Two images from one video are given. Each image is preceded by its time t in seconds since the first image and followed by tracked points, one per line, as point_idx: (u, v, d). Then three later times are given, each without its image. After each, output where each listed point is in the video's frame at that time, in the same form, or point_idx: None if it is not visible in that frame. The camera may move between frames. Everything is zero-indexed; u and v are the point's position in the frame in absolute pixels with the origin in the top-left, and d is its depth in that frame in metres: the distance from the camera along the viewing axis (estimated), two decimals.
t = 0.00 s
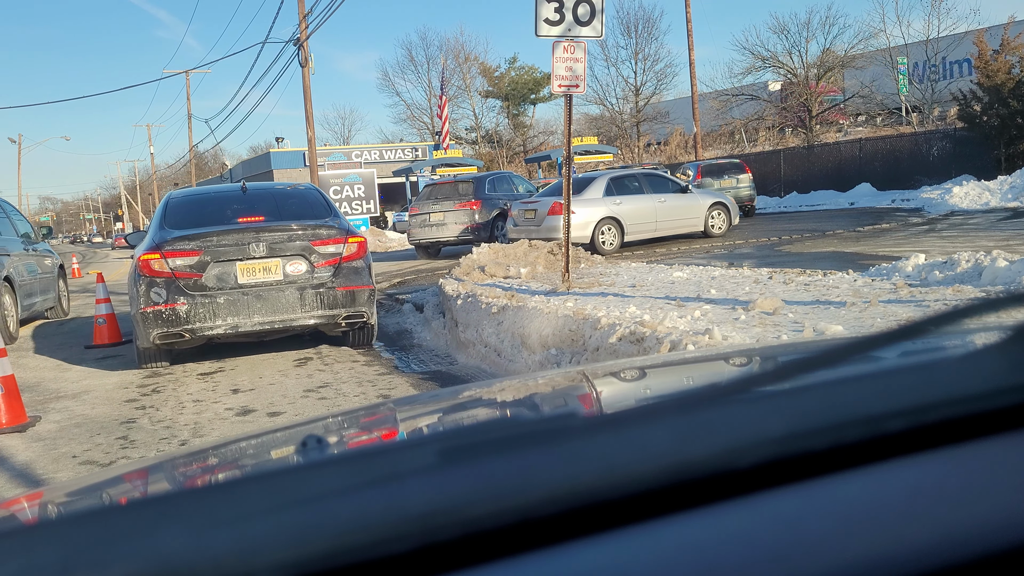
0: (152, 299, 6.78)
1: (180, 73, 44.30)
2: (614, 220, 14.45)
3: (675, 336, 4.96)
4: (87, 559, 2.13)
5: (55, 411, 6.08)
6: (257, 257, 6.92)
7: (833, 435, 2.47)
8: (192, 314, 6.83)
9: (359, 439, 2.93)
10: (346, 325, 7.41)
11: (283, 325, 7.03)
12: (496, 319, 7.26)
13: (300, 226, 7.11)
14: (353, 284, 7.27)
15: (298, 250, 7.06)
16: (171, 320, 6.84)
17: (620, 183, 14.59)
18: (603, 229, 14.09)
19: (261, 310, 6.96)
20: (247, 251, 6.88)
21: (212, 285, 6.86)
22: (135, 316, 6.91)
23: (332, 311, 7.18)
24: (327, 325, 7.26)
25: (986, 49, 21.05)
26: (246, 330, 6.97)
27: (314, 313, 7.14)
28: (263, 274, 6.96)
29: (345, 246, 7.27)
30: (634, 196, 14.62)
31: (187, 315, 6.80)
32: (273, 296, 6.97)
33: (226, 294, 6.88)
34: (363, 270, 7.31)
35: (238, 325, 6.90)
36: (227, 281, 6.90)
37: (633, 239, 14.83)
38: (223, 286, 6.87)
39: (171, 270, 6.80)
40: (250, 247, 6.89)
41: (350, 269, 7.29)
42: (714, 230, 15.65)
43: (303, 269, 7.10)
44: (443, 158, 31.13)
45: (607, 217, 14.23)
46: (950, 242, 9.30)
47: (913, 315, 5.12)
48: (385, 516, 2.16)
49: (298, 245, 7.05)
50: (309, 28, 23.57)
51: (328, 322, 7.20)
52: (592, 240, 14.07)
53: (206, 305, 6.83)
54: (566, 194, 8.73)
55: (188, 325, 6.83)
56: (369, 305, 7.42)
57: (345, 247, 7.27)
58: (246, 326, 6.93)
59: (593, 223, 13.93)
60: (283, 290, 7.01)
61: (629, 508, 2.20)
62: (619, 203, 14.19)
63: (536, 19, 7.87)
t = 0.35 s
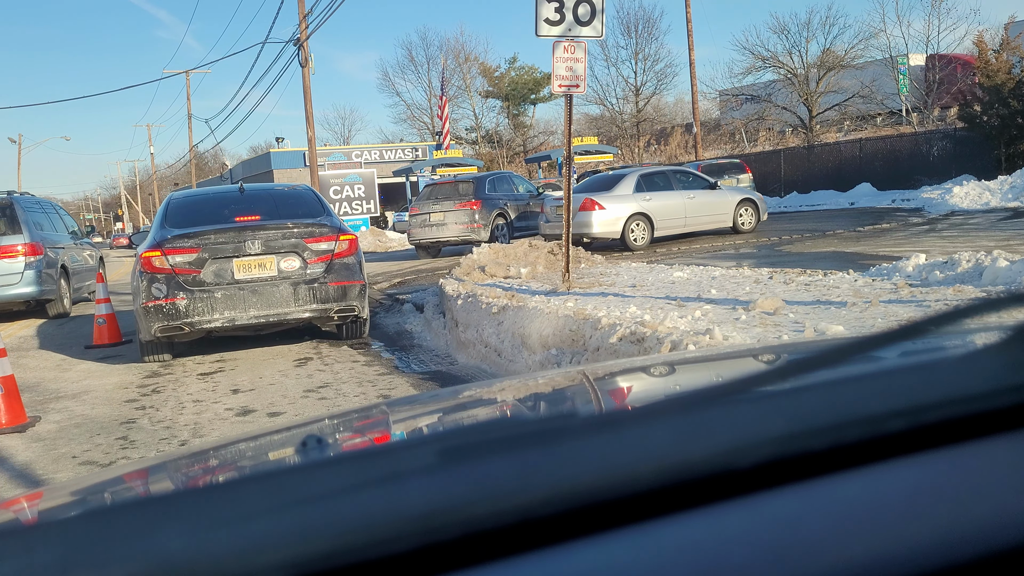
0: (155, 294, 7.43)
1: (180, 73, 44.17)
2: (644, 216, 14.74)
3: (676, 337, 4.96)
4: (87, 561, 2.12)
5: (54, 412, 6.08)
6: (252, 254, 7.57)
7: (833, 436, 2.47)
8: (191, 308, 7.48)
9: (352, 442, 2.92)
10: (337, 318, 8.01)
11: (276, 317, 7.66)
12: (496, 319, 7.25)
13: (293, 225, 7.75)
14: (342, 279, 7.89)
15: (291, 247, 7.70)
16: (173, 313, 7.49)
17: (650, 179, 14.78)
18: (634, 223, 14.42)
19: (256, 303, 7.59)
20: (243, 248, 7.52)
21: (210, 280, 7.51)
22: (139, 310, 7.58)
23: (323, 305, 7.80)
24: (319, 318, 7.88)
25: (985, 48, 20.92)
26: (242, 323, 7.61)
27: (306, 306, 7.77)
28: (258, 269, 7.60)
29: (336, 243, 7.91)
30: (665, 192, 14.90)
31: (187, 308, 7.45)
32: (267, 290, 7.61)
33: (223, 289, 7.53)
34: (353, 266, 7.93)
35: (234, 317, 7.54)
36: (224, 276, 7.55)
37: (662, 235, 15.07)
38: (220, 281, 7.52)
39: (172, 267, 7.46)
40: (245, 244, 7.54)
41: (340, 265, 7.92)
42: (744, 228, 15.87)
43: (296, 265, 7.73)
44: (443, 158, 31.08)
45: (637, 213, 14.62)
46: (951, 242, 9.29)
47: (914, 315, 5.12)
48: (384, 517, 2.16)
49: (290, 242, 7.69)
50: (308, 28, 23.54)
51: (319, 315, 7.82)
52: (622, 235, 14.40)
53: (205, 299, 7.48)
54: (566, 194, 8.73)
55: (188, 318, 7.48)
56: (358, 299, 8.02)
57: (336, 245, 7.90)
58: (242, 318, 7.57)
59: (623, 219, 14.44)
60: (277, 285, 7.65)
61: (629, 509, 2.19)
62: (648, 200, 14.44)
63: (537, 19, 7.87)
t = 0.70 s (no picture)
0: (156, 291, 7.71)
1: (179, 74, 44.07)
2: (674, 213, 14.79)
3: (677, 338, 4.95)
4: (88, 559, 2.11)
5: (54, 413, 6.08)
6: (249, 253, 7.81)
7: (833, 437, 2.46)
8: (191, 305, 7.74)
9: (348, 443, 2.92)
10: (331, 317, 8.24)
11: (273, 314, 7.90)
12: (496, 320, 7.25)
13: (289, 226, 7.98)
14: (336, 278, 8.13)
15: (287, 247, 7.93)
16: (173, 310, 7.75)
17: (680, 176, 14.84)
18: (666, 220, 14.39)
19: (253, 301, 7.84)
20: (240, 248, 7.77)
21: (209, 279, 7.77)
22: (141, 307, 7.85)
23: (318, 302, 8.04)
24: (314, 315, 8.11)
25: (986, 49, 21.09)
26: (239, 320, 7.86)
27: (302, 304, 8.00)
28: (255, 269, 7.84)
29: (330, 243, 8.15)
30: (695, 189, 14.86)
31: (186, 306, 7.71)
32: (263, 289, 7.86)
33: (221, 287, 7.78)
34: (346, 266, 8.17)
35: (232, 314, 7.80)
36: (222, 275, 7.80)
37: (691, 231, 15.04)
38: (219, 279, 7.78)
39: (172, 266, 7.72)
40: (243, 244, 7.78)
41: (335, 264, 8.15)
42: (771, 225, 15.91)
43: (291, 264, 7.97)
44: (442, 158, 31.05)
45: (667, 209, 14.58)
46: (952, 243, 9.28)
47: (916, 316, 5.11)
48: (384, 517, 2.15)
49: (286, 242, 7.93)
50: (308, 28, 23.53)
51: (314, 312, 8.05)
52: (654, 231, 14.38)
53: (203, 296, 7.74)
54: (566, 194, 8.71)
55: (187, 315, 7.74)
56: (352, 298, 8.26)
57: (330, 245, 8.15)
58: (239, 315, 7.83)
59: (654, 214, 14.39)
60: (273, 283, 7.90)
61: (629, 510, 2.18)
62: (678, 196, 14.50)
63: (537, 19, 7.86)
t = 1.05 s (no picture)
0: (157, 291, 7.71)
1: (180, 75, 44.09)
2: (704, 209, 14.89)
3: (683, 340, 4.91)
4: (88, 559, 2.08)
5: (53, 415, 6.04)
6: (248, 255, 7.78)
7: (833, 435, 2.43)
8: (191, 305, 7.74)
9: (343, 443, 2.90)
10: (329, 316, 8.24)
11: (271, 314, 7.89)
12: (499, 321, 7.21)
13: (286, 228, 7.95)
14: (333, 279, 8.11)
15: (284, 249, 7.90)
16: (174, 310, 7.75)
17: (710, 174, 14.94)
18: (695, 217, 14.57)
19: (252, 301, 7.83)
20: (238, 249, 7.74)
21: (208, 280, 7.75)
22: (144, 306, 7.86)
23: (314, 303, 8.02)
24: (311, 315, 8.11)
25: (988, 49, 21.05)
26: (239, 319, 7.86)
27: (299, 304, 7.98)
28: (253, 270, 7.81)
29: (327, 245, 8.13)
30: (723, 186, 15.02)
31: (187, 306, 7.71)
32: (261, 289, 7.84)
33: (221, 288, 7.77)
34: (342, 267, 8.15)
35: (231, 314, 7.79)
36: (221, 276, 7.78)
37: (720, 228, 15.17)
38: (218, 279, 7.76)
39: (172, 267, 7.71)
40: (241, 246, 7.76)
41: (331, 266, 8.12)
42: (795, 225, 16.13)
43: (289, 266, 7.94)
44: (443, 159, 31.01)
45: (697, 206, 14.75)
46: (955, 243, 9.25)
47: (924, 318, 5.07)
48: (383, 516, 2.13)
49: (283, 244, 7.90)
50: (308, 29, 23.52)
51: (311, 312, 8.04)
52: (684, 227, 14.56)
53: (204, 296, 7.73)
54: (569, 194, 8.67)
55: (188, 314, 7.74)
56: (349, 297, 8.25)
57: (327, 246, 8.12)
58: (239, 315, 7.81)
59: (685, 211, 14.58)
60: (271, 285, 7.87)
61: (629, 510, 2.15)
62: (709, 194, 14.62)
63: (540, 18, 7.82)
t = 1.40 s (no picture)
0: (157, 291, 7.65)
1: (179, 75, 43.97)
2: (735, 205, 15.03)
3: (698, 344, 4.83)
4: (89, 560, 2.14)
5: (49, 420, 5.97)
6: (247, 254, 7.71)
7: (833, 436, 2.51)
8: (191, 305, 7.67)
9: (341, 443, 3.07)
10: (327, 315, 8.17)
11: (270, 314, 7.81)
12: (505, 324, 7.13)
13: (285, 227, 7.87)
14: (332, 278, 8.03)
15: (282, 249, 7.83)
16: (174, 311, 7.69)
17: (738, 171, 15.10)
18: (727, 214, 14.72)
19: (250, 300, 7.75)
20: (237, 249, 7.67)
21: (208, 279, 7.68)
22: (144, 306, 7.81)
23: (313, 302, 7.95)
24: (310, 315, 8.03)
25: (994, 49, 20.74)
26: (238, 319, 7.78)
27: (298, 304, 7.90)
28: (252, 269, 7.74)
29: (325, 244, 8.04)
30: (753, 183, 15.21)
31: (186, 305, 7.64)
32: (260, 289, 7.76)
33: (220, 287, 7.70)
34: (341, 266, 8.07)
35: (230, 313, 7.72)
36: (220, 275, 7.71)
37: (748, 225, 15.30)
38: (218, 279, 7.70)
39: (172, 267, 7.65)
40: (239, 246, 7.69)
41: (330, 265, 8.04)
42: (819, 220, 16.40)
43: (288, 265, 7.87)
44: (444, 159, 30.90)
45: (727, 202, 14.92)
46: (964, 244, 9.16)
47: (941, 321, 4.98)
48: (386, 516, 2.19)
49: (282, 244, 7.82)
50: (309, 29, 23.45)
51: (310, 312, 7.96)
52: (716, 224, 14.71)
53: (203, 296, 7.66)
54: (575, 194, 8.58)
55: (188, 314, 7.67)
56: (348, 297, 8.17)
57: (326, 246, 8.04)
58: (238, 314, 7.74)
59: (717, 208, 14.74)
60: (270, 284, 7.80)
61: (630, 510, 2.22)
62: (739, 189, 14.81)
63: (545, 16, 7.75)
